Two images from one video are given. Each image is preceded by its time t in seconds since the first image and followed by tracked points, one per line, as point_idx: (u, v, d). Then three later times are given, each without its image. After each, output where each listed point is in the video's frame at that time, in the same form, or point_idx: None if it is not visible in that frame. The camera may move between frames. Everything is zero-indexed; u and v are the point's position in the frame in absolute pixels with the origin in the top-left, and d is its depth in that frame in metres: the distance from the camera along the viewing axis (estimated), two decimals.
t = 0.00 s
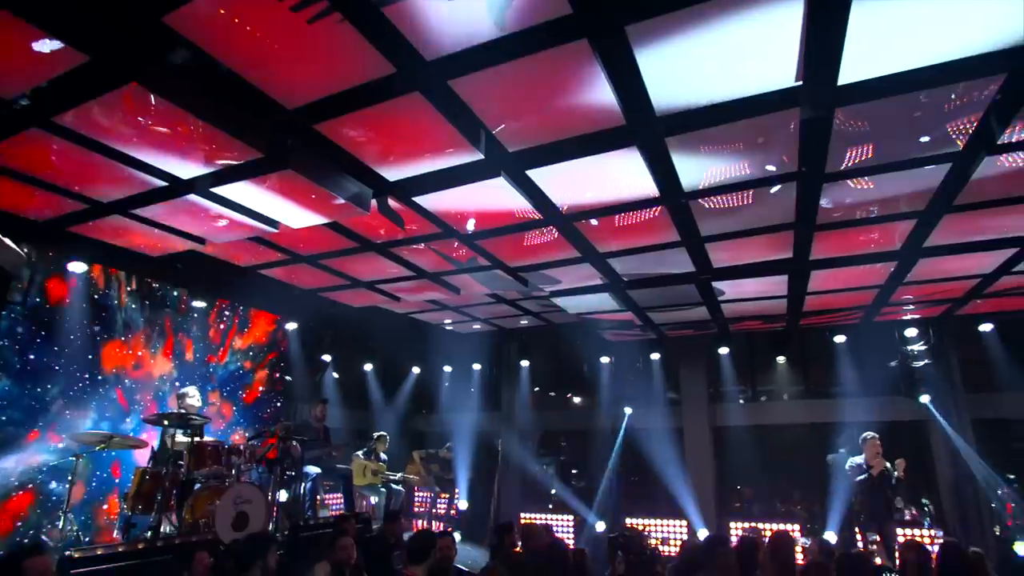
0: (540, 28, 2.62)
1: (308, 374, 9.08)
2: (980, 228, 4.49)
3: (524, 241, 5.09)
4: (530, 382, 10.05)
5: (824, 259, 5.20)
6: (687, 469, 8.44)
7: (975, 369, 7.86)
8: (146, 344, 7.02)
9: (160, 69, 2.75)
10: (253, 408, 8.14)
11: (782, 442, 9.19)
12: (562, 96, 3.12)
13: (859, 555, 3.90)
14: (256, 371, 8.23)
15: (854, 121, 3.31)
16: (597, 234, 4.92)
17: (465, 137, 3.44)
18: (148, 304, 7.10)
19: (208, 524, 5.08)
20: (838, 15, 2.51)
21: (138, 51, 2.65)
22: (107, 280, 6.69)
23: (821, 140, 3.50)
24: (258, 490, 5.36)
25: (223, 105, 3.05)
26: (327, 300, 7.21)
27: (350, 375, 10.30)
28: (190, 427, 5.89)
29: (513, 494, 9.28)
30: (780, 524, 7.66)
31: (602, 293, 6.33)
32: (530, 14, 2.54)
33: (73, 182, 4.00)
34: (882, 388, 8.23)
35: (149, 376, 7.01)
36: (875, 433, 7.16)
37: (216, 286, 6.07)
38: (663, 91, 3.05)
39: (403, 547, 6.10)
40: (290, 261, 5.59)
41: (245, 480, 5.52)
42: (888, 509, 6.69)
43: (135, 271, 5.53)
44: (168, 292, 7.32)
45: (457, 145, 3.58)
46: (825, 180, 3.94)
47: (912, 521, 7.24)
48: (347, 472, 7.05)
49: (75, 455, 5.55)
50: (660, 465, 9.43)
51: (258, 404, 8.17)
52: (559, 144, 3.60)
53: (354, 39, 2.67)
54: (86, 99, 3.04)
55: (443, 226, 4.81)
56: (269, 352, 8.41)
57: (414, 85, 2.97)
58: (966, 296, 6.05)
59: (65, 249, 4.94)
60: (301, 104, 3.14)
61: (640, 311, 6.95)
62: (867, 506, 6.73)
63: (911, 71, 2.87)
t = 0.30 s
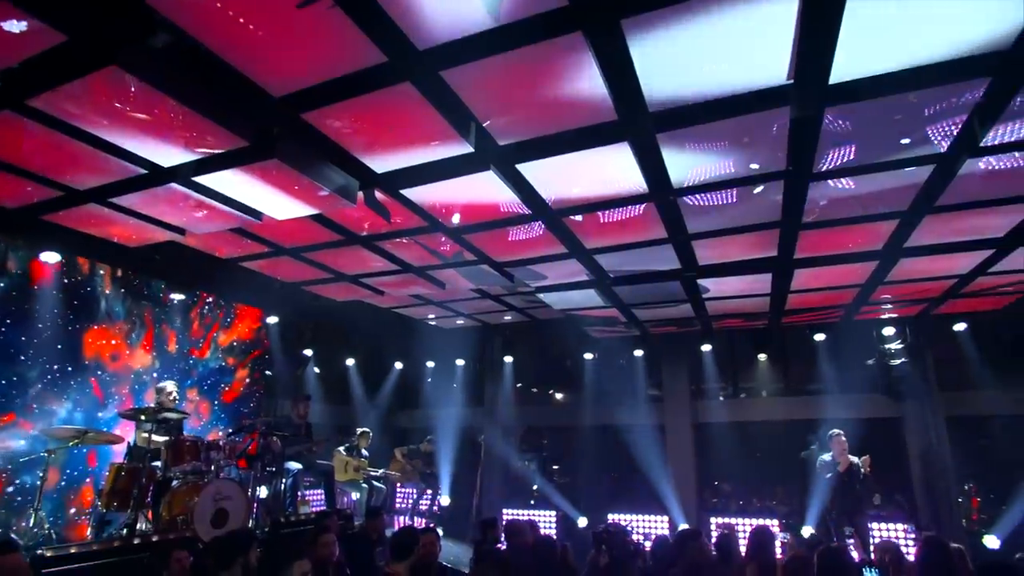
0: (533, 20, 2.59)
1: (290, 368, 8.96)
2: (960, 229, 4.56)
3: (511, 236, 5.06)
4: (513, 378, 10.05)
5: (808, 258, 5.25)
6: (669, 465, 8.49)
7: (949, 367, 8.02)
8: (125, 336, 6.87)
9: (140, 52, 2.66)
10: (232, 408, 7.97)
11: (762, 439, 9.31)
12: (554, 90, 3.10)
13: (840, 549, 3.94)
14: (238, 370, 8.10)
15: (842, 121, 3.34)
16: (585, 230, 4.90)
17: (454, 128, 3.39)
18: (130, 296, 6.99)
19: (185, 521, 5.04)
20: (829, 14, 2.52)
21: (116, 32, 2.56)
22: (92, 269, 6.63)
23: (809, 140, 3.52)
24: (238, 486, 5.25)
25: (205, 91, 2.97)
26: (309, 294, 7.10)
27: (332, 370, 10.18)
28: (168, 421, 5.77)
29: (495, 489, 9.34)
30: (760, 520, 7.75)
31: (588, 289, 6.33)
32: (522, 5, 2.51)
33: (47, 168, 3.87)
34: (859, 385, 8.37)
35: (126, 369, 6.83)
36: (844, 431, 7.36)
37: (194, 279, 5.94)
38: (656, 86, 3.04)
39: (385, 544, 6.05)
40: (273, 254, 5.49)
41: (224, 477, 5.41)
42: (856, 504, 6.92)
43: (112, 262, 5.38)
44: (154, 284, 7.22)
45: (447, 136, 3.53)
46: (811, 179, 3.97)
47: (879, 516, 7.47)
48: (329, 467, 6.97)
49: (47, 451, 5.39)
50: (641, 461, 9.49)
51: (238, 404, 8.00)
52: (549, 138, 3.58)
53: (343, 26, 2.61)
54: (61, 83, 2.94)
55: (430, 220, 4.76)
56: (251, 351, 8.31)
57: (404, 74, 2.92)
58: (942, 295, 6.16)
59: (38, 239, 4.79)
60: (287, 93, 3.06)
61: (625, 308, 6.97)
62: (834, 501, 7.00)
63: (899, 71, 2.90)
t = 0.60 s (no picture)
0: (526, 13, 2.56)
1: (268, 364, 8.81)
2: (936, 231, 4.66)
3: (497, 232, 5.02)
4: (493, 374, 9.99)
5: (789, 259, 5.32)
6: (649, 463, 8.60)
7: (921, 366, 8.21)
8: (100, 328, 6.65)
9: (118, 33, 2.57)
10: (207, 409, 7.73)
11: (739, 437, 9.42)
12: (546, 85, 3.07)
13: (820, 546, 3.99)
14: (215, 372, 7.89)
15: (828, 123, 3.37)
16: (571, 228, 4.89)
17: (443, 121, 3.35)
18: (110, 287, 6.81)
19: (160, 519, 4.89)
20: (820, 15, 2.54)
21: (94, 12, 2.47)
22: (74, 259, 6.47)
23: (794, 141, 3.56)
24: (214, 484, 5.15)
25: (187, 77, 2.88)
26: (288, 288, 6.97)
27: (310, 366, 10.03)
28: (143, 418, 5.62)
29: (474, 487, 9.24)
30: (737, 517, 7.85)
31: (571, 287, 6.32)
32: None
33: (18, 154, 3.73)
34: (835, 384, 8.51)
35: (99, 363, 6.60)
36: (814, 429, 7.52)
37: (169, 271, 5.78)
38: (648, 83, 3.04)
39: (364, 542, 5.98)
40: (252, 247, 5.38)
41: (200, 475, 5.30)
42: (829, 499, 7.05)
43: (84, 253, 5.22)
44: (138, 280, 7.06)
45: (435, 130, 3.49)
46: (795, 180, 4.01)
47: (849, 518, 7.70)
48: (307, 465, 6.87)
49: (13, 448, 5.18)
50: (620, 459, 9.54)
51: (213, 405, 7.77)
52: (538, 134, 3.55)
53: (332, 13, 2.55)
54: (34, 64, 2.83)
55: (415, 214, 4.70)
56: (232, 351, 8.12)
57: (393, 65, 2.86)
58: (917, 297, 6.30)
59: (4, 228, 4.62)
60: (273, 82, 2.98)
61: (607, 306, 6.98)
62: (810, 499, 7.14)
63: (886, 75, 2.94)
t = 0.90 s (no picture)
0: (521, 7, 2.52)
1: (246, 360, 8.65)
2: (913, 235, 4.77)
3: (483, 228, 4.98)
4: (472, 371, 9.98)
5: (771, 259, 5.38)
6: (630, 461, 8.67)
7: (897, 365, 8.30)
8: (73, 321, 6.34)
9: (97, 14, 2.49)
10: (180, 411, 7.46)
11: (717, 435, 9.54)
12: (540, 79, 3.03)
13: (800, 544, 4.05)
14: (191, 374, 7.64)
15: (814, 126, 3.41)
16: (557, 225, 4.88)
17: (432, 114, 3.30)
18: (88, 279, 6.50)
19: (133, 519, 4.75)
20: (814, 19, 2.56)
21: None
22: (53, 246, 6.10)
23: (782, 144, 3.60)
24: (190, 482, 5.03)
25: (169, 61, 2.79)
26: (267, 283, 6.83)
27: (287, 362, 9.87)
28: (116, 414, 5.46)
29: (456, 486, 9.54)
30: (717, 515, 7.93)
31: (555, 285, 6.32)
32: None
33: None
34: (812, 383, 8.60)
35: (69, 358, 6.28)
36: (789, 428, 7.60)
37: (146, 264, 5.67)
38: (641, 81, 3.03)
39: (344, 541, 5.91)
40: (232, 241, 5.25)
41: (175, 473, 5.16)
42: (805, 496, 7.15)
43: (54, 244, 5.05)
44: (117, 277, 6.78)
45: (424, 121, 3.42)
46: (781, 181, 4.04)
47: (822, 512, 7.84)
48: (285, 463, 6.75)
49: None
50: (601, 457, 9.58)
51: (187, 408, 7.51)
52: (527, 130, 3.53)
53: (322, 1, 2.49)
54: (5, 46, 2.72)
55: (401, 209, 4.63)
56: (211, 351, 7.91)
57: (384, 56, 2.81)
58: (893, 298, 6.44)
59: None
60: (259, 71, 2.90)
61: (591, 304, 6.99)
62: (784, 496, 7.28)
63: (876, 77, 2.96)
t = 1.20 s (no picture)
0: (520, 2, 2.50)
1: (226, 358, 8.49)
2: (895, 238, 4.86)
3: (471, 225, 4.93)
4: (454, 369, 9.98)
5: (757, 260, 5.44)
6: (613, 460, 8.72)
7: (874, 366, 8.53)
8: (51, 316, 6.06)
9: None
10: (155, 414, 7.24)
11: (699, 433, 9.63)
12: (536, 75, 3.01)
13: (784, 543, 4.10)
14: (169, 376, 7.43)
15: (806, 127, 3.44)
16: (547, 223, 4.87)
17: (425, 109, 3.27)
18: (69, 273, 6.23)
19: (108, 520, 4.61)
20: (809, 22, 2.58)
21: None
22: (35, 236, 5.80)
23: (772, 146, 3.63)
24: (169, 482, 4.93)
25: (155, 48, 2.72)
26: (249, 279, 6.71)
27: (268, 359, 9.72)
28: (91, 412, 5.32)
29: (439, 484, 9.50)
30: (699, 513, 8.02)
31: (542, 283, 6.31)
32: None
33: None
34: (792, 383, 8.75)
35: (44, 353, 5.99)
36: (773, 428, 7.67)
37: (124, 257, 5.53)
38: (637, 80, 3.03)
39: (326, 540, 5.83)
40: (215, 235, 5.14)
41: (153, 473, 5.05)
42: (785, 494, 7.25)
43: (26, 236, 4.89)
44: (96, 271, 6.48)
45: (416, 116, 3.38)
46: (771, 182, 4.08)
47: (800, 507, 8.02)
48: (266, 461, 6.64)
49: None
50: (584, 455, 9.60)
51: (162, 410, 7.29)
52: (520, 128, 3.51)
53: None
54: None
55: (390, 205, 4.58)
56: (192, 354, 7.71)
57: (378, 48, 2.77)
58: (873, 300, 6.55)
59: None
60: (249, 61, 2.84)
61: (577, 302, 7.00)
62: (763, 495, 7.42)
63: (867, 81, 3.00)
